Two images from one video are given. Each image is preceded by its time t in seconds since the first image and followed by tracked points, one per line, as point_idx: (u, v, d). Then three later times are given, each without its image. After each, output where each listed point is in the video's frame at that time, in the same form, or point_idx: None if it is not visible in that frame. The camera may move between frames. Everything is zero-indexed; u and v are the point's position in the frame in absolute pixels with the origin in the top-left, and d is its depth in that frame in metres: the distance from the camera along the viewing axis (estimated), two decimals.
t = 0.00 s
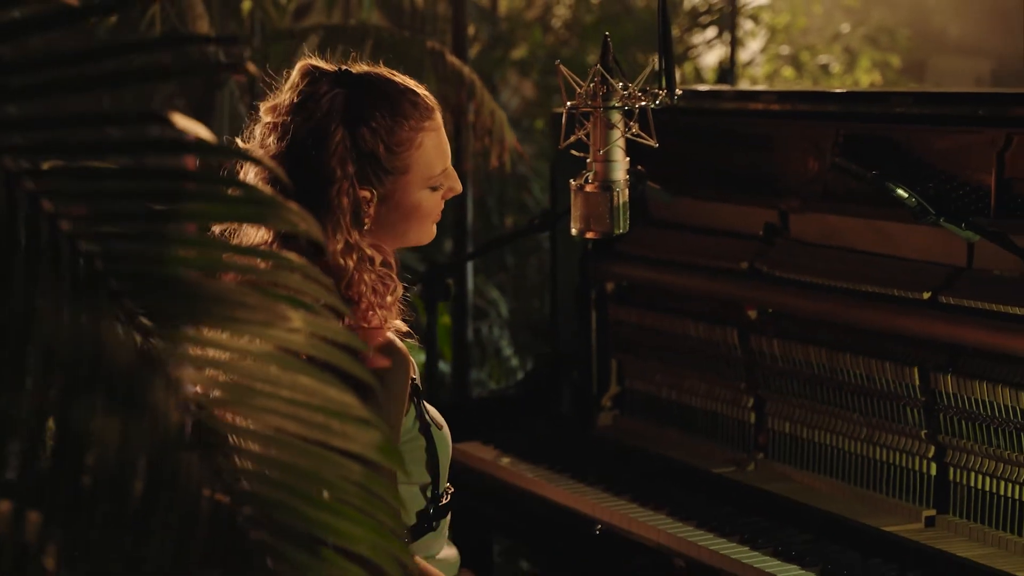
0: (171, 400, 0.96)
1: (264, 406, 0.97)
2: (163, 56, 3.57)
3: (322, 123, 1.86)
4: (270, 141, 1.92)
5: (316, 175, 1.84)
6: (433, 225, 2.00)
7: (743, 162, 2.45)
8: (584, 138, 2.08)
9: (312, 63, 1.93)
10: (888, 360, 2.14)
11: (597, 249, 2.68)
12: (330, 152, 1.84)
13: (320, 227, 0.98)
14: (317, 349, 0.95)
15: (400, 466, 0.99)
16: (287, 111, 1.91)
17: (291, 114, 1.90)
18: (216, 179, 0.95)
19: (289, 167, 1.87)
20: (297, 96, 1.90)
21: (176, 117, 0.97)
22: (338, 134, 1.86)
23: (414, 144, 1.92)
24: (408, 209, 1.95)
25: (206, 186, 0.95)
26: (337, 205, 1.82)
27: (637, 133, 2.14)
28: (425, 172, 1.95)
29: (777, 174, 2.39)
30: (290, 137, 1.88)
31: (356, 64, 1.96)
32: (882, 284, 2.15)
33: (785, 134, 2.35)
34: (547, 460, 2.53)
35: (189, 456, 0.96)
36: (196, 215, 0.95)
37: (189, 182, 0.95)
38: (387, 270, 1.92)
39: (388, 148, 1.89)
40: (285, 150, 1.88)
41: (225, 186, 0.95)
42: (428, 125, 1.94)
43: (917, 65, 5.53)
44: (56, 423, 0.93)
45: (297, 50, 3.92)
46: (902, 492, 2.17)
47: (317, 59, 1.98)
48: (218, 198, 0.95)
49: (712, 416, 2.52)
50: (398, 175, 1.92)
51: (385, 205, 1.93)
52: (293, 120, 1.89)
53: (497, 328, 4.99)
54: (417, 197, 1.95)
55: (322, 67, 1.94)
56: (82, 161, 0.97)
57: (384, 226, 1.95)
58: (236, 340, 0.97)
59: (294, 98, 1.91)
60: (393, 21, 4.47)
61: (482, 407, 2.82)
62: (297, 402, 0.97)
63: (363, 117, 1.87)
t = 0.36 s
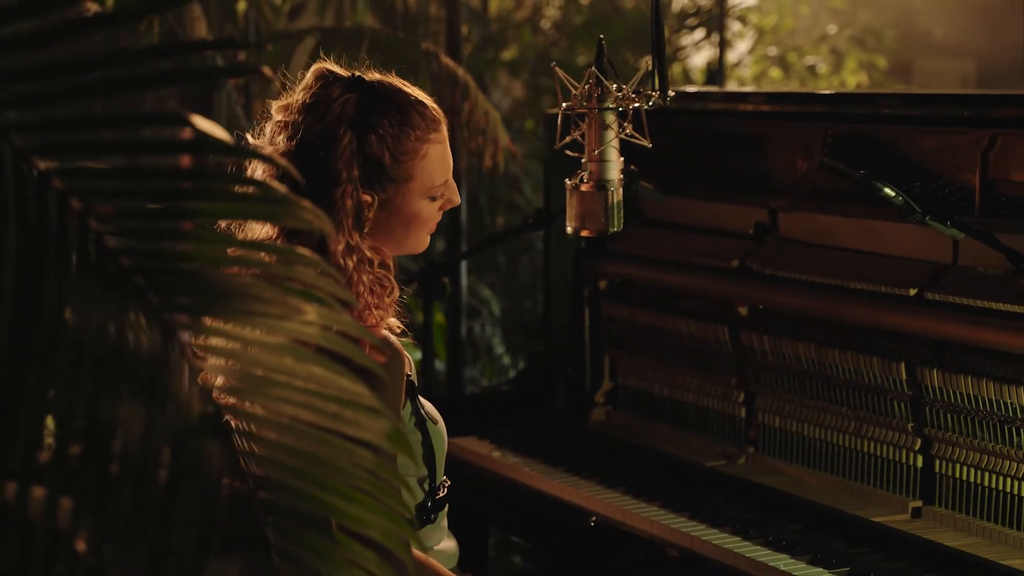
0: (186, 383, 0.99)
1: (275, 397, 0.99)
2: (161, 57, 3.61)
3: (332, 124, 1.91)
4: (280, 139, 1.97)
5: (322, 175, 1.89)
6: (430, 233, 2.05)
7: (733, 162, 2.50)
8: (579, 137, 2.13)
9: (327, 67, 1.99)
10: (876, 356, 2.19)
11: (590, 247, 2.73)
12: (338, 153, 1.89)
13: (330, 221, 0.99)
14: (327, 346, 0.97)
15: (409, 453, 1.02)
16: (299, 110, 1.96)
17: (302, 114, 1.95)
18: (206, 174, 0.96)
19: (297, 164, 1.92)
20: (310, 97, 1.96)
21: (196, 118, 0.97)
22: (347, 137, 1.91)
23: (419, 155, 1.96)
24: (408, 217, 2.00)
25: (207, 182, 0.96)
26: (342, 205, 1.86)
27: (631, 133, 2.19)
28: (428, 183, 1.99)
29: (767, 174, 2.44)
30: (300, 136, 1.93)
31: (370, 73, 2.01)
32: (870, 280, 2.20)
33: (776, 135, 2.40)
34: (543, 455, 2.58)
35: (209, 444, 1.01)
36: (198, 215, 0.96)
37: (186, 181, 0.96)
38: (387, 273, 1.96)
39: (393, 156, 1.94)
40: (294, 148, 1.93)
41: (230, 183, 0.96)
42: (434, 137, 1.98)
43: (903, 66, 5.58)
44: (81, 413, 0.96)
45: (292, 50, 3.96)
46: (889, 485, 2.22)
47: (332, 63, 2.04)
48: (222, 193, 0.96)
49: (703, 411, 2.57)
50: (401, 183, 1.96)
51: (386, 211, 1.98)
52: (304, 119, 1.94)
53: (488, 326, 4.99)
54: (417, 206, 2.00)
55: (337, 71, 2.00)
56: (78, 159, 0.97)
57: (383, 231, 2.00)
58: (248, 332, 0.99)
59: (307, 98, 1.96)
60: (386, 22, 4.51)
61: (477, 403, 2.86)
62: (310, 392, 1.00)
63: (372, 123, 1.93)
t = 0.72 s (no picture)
0: (200, 379, 0.98)
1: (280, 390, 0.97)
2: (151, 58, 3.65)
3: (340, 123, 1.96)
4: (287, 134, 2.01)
5: (330, 170, 1.94)
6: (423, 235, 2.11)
7: (717, 163, 2.56)
8: (567, 138, 2.19)
9: (335, 68, 2.04)
10: (856, 351, 2.25)
11: (577, 245, 2.79)
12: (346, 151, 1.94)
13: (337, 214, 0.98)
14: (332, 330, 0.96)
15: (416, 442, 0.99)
16: (307, 108, 2.01)
17: (310, 112, 1.99)
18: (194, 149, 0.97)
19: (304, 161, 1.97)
20: (316, 96, 2.00)
21: (207, 118, 1.07)
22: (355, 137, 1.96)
23: (421, 157, 2.03)
24: (405, 217, 2.05)
25: (189, 178, 0.97)
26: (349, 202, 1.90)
27: (618, 134, 2.25)
28: (427, 185, 2.05)
29: (750, 174, 2.49)
30: (308, 132, 1.98)
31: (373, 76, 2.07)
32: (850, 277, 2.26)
33: (760, 135, 2.46)
34: (532, 449, 2.64)
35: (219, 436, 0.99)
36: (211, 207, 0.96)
37: (173, 181, 0.97)
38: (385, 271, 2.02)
39: (397, 156, 2.00)
40: (301, 145, 1.98)
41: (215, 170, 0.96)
42: (436, 141, 2.05)
43: (882, 67, 5.65)
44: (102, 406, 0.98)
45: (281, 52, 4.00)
46: (870, 476, 2.28)
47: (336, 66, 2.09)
48: (206, 184, 0.97)
49: (688, 406, 2.62)
50: (402, 183, 2.02)
51: (386, 210, 2.04)
52: (310, 117, 1.99)
53: (473, 325, 5.01)
54: (415, 206, 2.06)
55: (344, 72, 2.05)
56: (80, 158, 0.98)
57: (381, 230, 2.06)
58: (256, 321, 0.97)
59: (313, 97, 2.01)
60: (373, 24, 4.55)
61: (466, 399, 2.92)
62: (319, 382, 0.97)
63: (378, 123, 1.98)
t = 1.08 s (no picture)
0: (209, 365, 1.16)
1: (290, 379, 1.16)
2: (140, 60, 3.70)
3: (382, 114, 2.01)
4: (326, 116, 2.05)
5: (367, 155, 1.98)
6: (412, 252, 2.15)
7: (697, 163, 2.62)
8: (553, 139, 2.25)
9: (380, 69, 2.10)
10: (833, 346, 2.32)
11: (561, 244, 2.85)
12: (383, 139, 1.99)
13: (332, 211, 1.17)
14: (333, 323, 1.14)
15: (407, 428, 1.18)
16: (351, 96, 2.05)
17: (354, 100, 2.04)
18: (183, 152, 1.14)
19: (339, 142, 2.00)
20: (359, 89, 2.06)
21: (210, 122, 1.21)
22: (394, 129, 2.01)
23: (439, 172, 2.09)
24: (408, 226, 2.10)
25: (179, 178, 1.14)
26: (373, 188, 1.97)
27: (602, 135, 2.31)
28: (436, 203, 2.11)
29: (730, 174, 2.56)
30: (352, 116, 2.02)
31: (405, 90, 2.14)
32: (827, 274, 2.33)
33: (739, 137, 2.53)
34: (518, 442, 2.70)
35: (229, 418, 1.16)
36: (224, 206, 1.14)
37: (163, 180, 1.14)
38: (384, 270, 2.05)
39: (423, 161, 2.06)
40: (339, 128, 2.01)
41: (207, 171, 1.14)
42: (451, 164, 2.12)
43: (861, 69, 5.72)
44: (120, 391, 1.13)
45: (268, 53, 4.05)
46: (846, 467, 2.35)
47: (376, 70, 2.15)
48: (204, 181, 1.14)
49: (670, 400, 2.69)
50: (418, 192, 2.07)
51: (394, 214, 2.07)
52: (352, 105, 2.03)
53: (459, 323, 5.06)
54: (416, 221, 2.10)
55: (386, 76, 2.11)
56: (104, 161, 1.13)
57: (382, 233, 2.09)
58: (267, 315, 1.15)
59: (356, 89, 2.06)
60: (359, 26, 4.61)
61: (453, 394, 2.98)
62: (321, 370, 1.16)
63: (414, 125, 2.04)
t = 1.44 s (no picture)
0: (219, 360, 1.20)
1: (293, 369, 1.20)
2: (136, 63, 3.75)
3: (418, 127, 2.13)
4: (358, 129, 2.14)
5: (401, 161, 2.08)
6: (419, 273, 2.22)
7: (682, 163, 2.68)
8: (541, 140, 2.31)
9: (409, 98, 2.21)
10: (814, 342, 2.38)
11: (550, 243, 2.91)
12: (419, 146, 2.09)
13: (330, 211, 1.22)
14: (332, 316, 1.19)
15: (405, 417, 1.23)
16: (383, 114, 2.16)
17: (389, 116, 2.14)
18: (178, 154, 1.20)
19: (375, 143, 2.10)
20: (390, 106, 2.18)
21: (219, 126, 1.27)
22: (428, 142, 2.12)
23: (456, 199, 2.17)
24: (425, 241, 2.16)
25: (171, 178, 1.19)
26: (406, 190, 2.07)
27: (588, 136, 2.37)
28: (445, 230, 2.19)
29: (714, 175, 2.62)
30: (386, 127, 2.12)
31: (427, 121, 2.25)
32: (809, 272, 2.39)
33: (723, 137, 2.59)
34: (508, 438, 2.76)
35: (234, 409, 1.20)
36: (224, 206, 1.20)
37: (154, 181, 1.19)
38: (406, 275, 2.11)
39: (448, 182, 2.15)
40: (375, 130, 2.11)
41: (197, 169, 1.20)
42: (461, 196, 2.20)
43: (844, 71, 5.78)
44: (132, 382, 1.19)
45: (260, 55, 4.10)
46: (828, 459, 2.41)
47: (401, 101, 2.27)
48: (194, 179, 1.19)
49: (656, 395, 2.74)
50: (439, 211, 2.15)
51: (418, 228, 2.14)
52: (387, 119, 2.14)
53: (448, 322, 5.10)
54: (426, 240, 2.15)
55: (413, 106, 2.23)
56: (114, 162, 1.18)
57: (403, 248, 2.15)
58: (270, 309, 1.21)
59: (390, 105, 2.18)
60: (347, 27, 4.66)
61: (443, 391, 3.03)
62: (322, 364, 1.21)
63: (442, 148, 2.14)
